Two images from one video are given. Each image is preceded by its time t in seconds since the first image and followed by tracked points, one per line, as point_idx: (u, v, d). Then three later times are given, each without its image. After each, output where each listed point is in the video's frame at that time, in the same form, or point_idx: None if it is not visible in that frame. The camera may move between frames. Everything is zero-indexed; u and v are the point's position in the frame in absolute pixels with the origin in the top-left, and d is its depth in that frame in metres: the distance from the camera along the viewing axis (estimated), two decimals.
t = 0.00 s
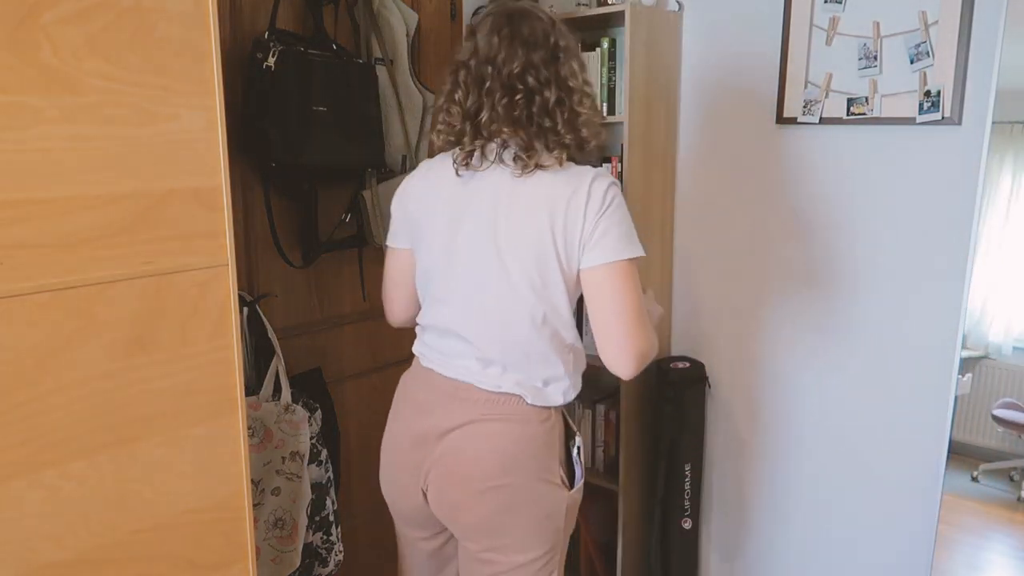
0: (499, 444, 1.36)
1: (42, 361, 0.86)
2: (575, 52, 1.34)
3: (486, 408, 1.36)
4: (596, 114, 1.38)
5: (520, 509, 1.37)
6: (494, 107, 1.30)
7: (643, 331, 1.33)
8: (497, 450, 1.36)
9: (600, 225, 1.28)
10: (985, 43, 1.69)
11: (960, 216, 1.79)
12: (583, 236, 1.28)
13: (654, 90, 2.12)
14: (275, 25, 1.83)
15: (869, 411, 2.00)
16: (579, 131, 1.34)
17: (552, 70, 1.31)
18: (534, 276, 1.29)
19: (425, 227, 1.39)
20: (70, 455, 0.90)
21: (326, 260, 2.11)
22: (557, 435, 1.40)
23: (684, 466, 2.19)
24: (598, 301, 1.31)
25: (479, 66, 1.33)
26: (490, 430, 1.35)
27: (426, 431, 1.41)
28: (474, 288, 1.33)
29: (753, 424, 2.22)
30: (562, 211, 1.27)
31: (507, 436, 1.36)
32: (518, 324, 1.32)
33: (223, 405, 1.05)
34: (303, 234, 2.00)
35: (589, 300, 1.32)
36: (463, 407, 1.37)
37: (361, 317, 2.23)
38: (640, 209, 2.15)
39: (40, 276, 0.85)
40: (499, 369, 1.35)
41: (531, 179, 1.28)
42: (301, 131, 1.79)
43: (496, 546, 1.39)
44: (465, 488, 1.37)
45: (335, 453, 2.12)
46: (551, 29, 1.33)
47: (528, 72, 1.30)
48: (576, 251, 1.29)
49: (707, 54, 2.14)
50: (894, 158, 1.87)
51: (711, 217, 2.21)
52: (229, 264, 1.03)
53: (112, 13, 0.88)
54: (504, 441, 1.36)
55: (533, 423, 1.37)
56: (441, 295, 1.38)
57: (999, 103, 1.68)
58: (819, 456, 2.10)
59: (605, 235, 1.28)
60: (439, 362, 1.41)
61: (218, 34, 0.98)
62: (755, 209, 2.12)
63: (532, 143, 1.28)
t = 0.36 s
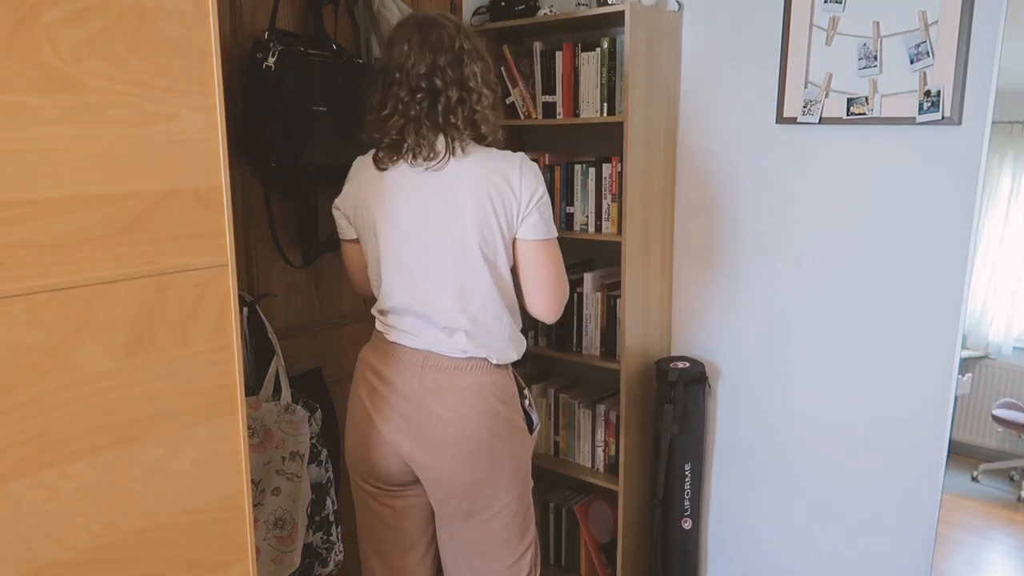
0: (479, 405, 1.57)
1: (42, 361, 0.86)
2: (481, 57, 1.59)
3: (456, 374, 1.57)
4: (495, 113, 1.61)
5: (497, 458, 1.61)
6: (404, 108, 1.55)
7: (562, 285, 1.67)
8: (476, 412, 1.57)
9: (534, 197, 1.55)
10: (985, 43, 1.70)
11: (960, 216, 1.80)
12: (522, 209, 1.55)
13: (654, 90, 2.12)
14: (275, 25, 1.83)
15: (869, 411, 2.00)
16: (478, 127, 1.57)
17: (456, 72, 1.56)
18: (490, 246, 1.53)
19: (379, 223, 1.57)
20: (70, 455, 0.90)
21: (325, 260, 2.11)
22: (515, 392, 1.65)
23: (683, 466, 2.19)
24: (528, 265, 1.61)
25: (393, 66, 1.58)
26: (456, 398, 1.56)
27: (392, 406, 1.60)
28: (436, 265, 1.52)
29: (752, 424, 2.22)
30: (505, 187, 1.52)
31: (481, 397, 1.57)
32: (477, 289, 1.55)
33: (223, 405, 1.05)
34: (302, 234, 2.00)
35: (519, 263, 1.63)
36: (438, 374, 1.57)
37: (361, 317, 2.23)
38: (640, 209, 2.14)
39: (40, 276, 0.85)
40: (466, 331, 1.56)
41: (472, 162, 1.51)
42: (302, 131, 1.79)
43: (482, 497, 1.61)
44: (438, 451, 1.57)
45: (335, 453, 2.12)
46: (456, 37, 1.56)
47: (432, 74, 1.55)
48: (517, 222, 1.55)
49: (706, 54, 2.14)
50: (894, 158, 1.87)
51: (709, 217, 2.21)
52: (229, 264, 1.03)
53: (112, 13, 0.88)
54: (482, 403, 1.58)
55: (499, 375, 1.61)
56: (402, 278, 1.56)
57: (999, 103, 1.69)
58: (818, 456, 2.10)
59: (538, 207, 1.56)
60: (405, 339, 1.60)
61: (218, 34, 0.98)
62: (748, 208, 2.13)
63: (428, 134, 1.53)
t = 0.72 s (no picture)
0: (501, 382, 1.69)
1: (42, 361, 0.86)
2: (465, 64, 1.65)
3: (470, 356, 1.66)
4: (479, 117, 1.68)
5: (516, 432, 1.73)
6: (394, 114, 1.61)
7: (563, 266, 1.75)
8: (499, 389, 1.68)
9: (528, 189, 1.61)
10: (985, 44, 1.70)
11: (959, 216, 1.80)
12: (517, 202, 1.61)
13: (654, 90, 2.12)
14: (275, 25, 1.83)
15: (868, 410, 2.00)
16: (461, 128, 1.63)
17: (442, 78, 1.62)
18: (490, 236, 1.60)
19: (386, 217, 1.65)
20: (70, 455, 0.90)
21: (325, 260, 2.11)
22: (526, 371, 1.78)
23: (683, 466, 2.20)
24: (531, 253, 1.69)
25: (383, 75, 1.65)
26: (481, 376, 1.66)
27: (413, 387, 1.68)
28: (440, 256, 1.60)
29: (752, 425, 2.22)
30: (501, 181, 1.58)
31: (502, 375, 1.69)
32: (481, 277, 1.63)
33: (223, 405, 1.05)
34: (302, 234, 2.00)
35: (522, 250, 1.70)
36: (449, 357, 1.65)
37: (362, 317, 2.23)
38: (640, 209, 2.14)
39: (40, 276, 0.85)
40: (471, 317, 1.64)
41: (468, 158, 1.58)
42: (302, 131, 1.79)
43: (501, 470, 1.72)
44: (458, 429, 1.66)
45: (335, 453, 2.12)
46: (440, 45, 1.63)
47: (420, 81, 1.61)
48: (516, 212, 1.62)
49: (706, 54, 2.14)
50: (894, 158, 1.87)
51: (710, 217, 2.21)
52: (229, 264, 1.03)
53: (112, 13, 0.88)
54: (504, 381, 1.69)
55: (506, 355, 1.70)
56: (409, 269, 1.64)
57: (999, 103, 1.69)
58: (818, 456, 2.10)
59: (533, 198, 1.62)
60: (414, 326, 1.68)
61: (218, 34, 0.98)
62: (748, 208, 2.13)
63: (419, 137, 1.59)
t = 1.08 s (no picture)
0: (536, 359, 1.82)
1: (41, 361, 0.86)
2: (501, 70, 1.75)
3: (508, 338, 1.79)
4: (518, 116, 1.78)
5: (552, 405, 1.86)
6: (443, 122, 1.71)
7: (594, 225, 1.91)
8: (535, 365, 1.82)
9: (563, 182, 1.75)
10: (985, 44, 1.70)
11: (959, 216, 1.80)
12: (555, 195, 1.74)
13: (654, 90, 2.12)
14: (275, 25, 1.83)
15: (868, 411, 2.00)
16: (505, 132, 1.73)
17: (484, 85, 1.72)
18: (527, 231, 1.74)
19: (429, 215, 1.78)
20: (69, 455, 0.90)
21: (325, 260, 2.11)
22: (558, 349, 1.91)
23: (683, 466, 2.20)
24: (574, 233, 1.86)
25: (427, 86, 1.75)
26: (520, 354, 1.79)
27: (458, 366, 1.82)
28: (484, 250, 1.73)
29: (752, 425, 2.22)
30: (542, 178, 1.71)
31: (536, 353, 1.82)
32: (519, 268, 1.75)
33: (223, 405, 1.05)
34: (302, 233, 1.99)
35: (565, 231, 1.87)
36: (488, 342, 1.78)
37: (362, 317, 2.23)
38: (640, 209, 2.14)
39: (39, 276, 0.85)
40: (514, 305, 1.77)
41: (511, 159, 1.69)
42: (302, 131, 1.79)
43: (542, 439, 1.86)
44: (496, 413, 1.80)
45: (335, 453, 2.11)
46: (478, 54, 1.73)
47: (464, 88, 1.71)
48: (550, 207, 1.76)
49: (707, 54, 2.14)
50: (894, 158, 1.87)
51: (710, 217, 2.21)
52: (228, 264, 1.03)
53: (112, 13, 0.88)
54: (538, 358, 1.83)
55: (543, 333, 1.84)
56: (456, 264, 1.77)
57: (998, 103, 1.69)
58: (817, 456, 2.10)
59: (568, 190, 1.76)
60: (459, 315, 1.81)
61: (218, 35, 0.98)
62: (749, 208, 2.13)
63: (467, 141, 1.69)
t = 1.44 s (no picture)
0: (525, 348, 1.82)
1: (41, 361, 0.86)
2: (512, 69, 1.75)
3: (493, 323, 1.80)
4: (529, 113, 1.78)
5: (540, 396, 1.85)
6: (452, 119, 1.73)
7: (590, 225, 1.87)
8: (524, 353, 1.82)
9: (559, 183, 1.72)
10: (985, 44, 1.70)
11: (959, 217, 1.80)
12: (550, 195, 1.72)
13: (654, 90, 2.11)
14: (275, 25, 1.83)
15: (868, 410, 2.00)
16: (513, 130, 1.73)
17: (493, 84, 1.72)
18: (520, 226, 1.73)
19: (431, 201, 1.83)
20: (69, 455, 0.90)
21: (326, 260, 2.12)
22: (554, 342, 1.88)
23: (683, 466, 2.20)
24: (572, 234, 1.83)
25: (441, 83, 1.76)
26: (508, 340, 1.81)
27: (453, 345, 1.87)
28: (473, 240, 1.75)
29: (751, 425, 2.22)
30: (535, 178, 1.69)
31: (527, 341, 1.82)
32: (509, 261, 1.75)
33: (223, 405, 1.05)
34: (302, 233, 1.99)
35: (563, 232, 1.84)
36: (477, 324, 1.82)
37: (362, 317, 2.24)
38: (640, 209, 2.14)
39: (40, 276, 0.85)
40: (504, 296, 1.79)
41: (508, 157, 1.69)
42: (302, 131, 1.80)
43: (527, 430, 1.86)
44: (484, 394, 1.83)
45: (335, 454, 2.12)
46: (490, 53, 1.73)
47: (476, 87, 1.72)
48: (544, 206, 1.74)
49: (707, 54, 2.14)
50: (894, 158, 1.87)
51: (710, 216, 2.21)
52: (228, 264, 1.03)
53: (112, 13, 0.88)
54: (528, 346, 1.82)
55: (535, 323, 1.83)
56: (455, 251, 1.81)
57: (998, 104, 1.69)
58: (817, 456, 2.10)
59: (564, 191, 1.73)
60: (457, 297, 1.86)
61: (218, 35, 0.98)
62: (749, 208, 2.13)
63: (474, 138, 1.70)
